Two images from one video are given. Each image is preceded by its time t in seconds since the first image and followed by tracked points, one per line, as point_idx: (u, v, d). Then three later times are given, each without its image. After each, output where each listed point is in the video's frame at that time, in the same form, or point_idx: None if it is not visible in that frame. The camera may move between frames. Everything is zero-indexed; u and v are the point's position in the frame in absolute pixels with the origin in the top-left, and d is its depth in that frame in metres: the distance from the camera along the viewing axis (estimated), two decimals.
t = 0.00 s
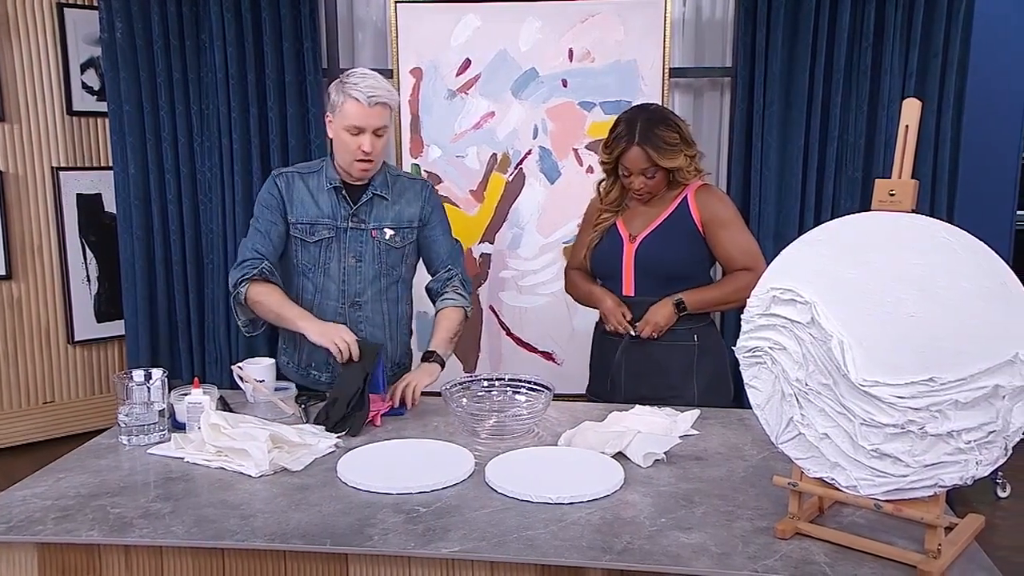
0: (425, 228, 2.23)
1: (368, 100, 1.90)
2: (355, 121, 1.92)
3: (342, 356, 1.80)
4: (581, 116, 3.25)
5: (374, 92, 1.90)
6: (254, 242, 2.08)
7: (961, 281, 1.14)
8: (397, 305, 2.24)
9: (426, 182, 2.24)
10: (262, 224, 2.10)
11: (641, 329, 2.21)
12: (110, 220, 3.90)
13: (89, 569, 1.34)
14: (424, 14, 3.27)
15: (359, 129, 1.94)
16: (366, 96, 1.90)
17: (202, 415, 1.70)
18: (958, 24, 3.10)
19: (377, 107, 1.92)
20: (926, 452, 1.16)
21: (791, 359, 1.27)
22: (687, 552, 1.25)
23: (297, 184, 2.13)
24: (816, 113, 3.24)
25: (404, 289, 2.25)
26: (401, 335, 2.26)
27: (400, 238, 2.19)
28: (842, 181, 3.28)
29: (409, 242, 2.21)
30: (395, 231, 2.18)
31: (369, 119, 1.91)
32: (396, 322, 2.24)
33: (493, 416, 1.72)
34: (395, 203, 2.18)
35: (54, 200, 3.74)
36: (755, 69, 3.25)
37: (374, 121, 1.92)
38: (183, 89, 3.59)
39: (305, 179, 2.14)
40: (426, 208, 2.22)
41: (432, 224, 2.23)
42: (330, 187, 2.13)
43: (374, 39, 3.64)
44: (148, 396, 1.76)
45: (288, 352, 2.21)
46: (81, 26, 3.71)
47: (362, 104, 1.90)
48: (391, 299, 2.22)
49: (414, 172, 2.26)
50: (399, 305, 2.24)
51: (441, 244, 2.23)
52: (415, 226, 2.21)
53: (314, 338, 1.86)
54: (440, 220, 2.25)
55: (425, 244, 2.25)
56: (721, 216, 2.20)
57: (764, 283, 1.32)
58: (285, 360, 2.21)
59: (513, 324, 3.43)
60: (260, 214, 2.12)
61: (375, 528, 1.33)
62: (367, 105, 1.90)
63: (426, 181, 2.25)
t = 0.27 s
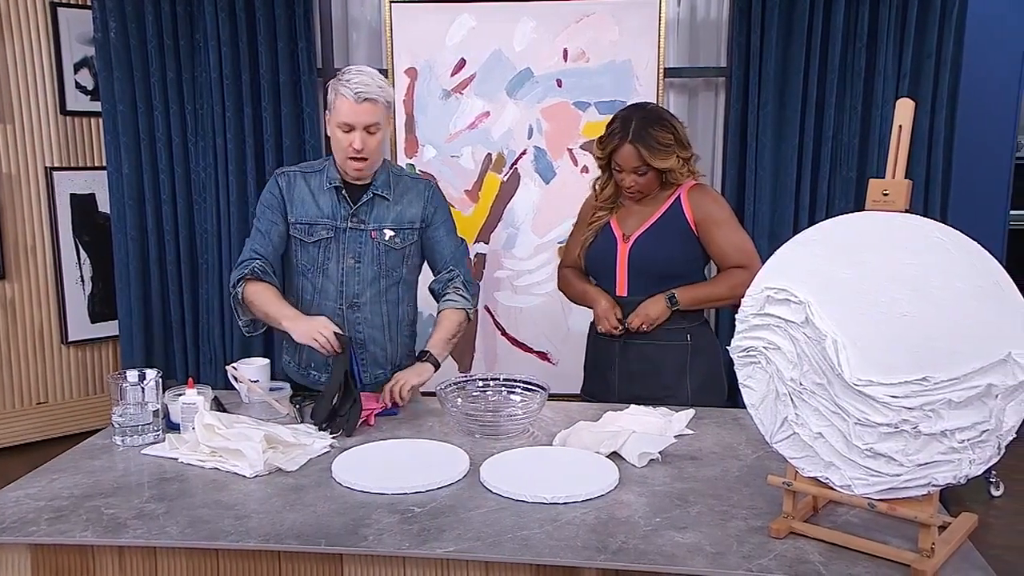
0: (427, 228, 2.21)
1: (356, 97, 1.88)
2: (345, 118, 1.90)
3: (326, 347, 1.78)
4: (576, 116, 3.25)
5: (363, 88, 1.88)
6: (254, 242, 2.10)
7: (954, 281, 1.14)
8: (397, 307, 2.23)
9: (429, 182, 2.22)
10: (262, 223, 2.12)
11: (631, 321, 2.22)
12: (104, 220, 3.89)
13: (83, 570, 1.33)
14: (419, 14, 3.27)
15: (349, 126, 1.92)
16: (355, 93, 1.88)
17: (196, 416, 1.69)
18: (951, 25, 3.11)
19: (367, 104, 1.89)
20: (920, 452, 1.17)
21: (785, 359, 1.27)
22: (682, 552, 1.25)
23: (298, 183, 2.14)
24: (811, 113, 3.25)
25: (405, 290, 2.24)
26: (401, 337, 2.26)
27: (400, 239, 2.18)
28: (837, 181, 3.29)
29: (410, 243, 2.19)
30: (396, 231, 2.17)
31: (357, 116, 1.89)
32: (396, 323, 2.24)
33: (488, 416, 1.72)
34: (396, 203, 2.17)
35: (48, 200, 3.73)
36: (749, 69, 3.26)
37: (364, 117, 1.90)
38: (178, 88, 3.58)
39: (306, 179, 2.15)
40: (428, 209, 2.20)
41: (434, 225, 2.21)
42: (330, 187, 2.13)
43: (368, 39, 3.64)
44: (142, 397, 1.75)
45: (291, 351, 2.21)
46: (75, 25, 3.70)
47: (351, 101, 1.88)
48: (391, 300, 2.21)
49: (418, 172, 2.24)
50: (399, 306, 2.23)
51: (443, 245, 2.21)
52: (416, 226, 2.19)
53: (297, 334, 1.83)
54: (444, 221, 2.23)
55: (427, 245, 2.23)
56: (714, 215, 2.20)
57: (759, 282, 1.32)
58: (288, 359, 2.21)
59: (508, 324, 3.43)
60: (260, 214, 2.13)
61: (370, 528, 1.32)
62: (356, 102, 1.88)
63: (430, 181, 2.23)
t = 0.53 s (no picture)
0: (428, 229, 2.20)
1: (354, 89, 1.88)
2: (342, 110, 1.90)
3: (325, 342, 1.78)
4: (574, 116, 3.26)
5: (361, 80, 1.88)
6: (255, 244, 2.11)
7: (951, 281, 1.14)
8: (398, 308, 2.23)
9: (430, 181, 2.21)
10: (263, 226, 2.13)
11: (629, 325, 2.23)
12: (101, 220, 3.88)
13: (81, 570, 1.33)
14: (416, 13, 3.27)
15: (347, 119, 1.92)
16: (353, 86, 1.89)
17: (194, 416, 1.69)
18: (948, 25, 3.11)
19: (365, 97, 1.89)
20: (917, 451, 1.17)
21: (782, 359, 1.27)
22: (680, 552, 1.25)
23: (298, 185, 2.14)
24: (808, 113, 3.25)
25: (406, 291, 2.23)
26: (402, 338, 2.26)
27: (400, 240, 2.17)
28: (834, 181, 3.29)
29: (410, 244, 2.19)
30: (395, 233, 2.16)
31: (355, 108, 1.89)
32: (397, 324, 2.24)
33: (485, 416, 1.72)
34: (396, 203, 2.16)
35: (46, 200, 3.72)
36: (747, 69, 3.26)
37: (362, 110, 1.90)
38: (175, 88, 3.58)
39: (307, 181, 2.15)
40: (428, 209, 2.19)
41: (434, 225, 2.19)
42: (330, 188, 2.13)
43: (366, 39, 3.64)
44: (139, 397, 1.75)
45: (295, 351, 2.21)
46: (72, 25, 3.69)
47: (348, 93, 1.89)
48: (392, 302, 2.22)
49: (420, 171, 2.23)
50: (399, 307, 2.23)
51: (444, 246, 2.19)
52: (416, 227, 2.18)
53: (298, 330, 1.84)
54: (445, 221, 2.21)
55: (429, 245, 2.22)
56: (712, 215, 2.20)
57: (756, 282, 1.32)
58: (292, 360, 2.21)
59: (506, 323, 3.43)
60: (261, 216, 2.14)
61: (368, 528, 1.32)
62: (353, 94, 1.88)
63: (432, 181, 2.21)
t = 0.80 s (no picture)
0: (426, 228, 2.19)
1: (368, 90, 1.88)
2: (352, 109, 1.90)
3: (327, 340, 1.76)
4: (574, 116, 3.26)
5: (376, 82, 1.89)
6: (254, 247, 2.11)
7: (951, 282, 1.14)
8: (398, 307, 2.24)
9: (428, 180, 2.20)
10: (261, 229, 2.13)
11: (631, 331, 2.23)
12: (101, 220, 3.88)
13: (80, 571, 1.33)
14: (417, 13, 3.27)
15: (355, 118, 1.92)
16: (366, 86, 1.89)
17: (194, 416, 1.69)
18: (948, 25, 3.11)
19: (378, 99, 1.90)
20: (917, 452, 1.17)
21: (782, 358, 1.27)
22: (680, 551, 1.25)
23: (296, 187, 2.14)
24: (808, 114, 3.25)
25: (406, 290, 2.23)
26: (403, 337, 2.27)
27: (398, 239, 2.17)
28: (834, 181, 3.29)
29: (409, 243, 2.18)
30: (393, 232, 2.16)
31: (366, 108, 1.89)
32: (398, 323, 2.25)
33: (485, 416, 1.72)
34: (394, 203, 2.15)
35: (46, 200, 3.73)
36: (747, 69, 3.26)
37: (372, 111, 1.90)
38: (175, 88, 3.58)
39: (304, 183, 2.14)
40: (426, 207, 2.18)
41: (432, 224, 2.19)
42: (327, 190, 2.12)
43: (366, 39, 3.64)
44: (139, 397, 1.75)
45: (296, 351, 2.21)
46: (72, 25, 3.69)
47: (361, 93, 1.89)
48: (392, 301, 2.22)
49: (418, 170, 2.22)
50: (400, 306, 2.24)
51: (443, 244, 2.19)
52: (414, 226, 2.18)
53: (299, 329, 1.84)
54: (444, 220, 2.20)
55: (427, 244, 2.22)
56: (712, 216, 2.21)
57: (756, 282, 1.32)
58: (294, 360, 2.21)
59: (505, 323, 3.43)
60: (260, 219, 2.14)
61: (368, 529, 1.32)
62: (367, 95, 1.89)
63: (429, 179, 2.20)
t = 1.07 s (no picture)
0: (427, 229, 2.19)
1: (370, 88, 1.89)
2: (355, 108, 1.90)
3: (329, 336, 1.77)
4: (574, 116, 3.26)
5: (378, 81, 1.89)
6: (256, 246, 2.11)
7: (951, 281, 1.14)
8: (398, 308, 2.24)
9: (430, 182, 2.20)
10: (263, 227, 2.13)
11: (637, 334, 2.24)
12: (101, 221, 3.88)
13: (80, 571, 1.33)
14: (417, 13, 3.27)
15: (358, 117, 1.92)
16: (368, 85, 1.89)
17: (194, 416, 1.69)
18: (948, 25, 3.11)
19: (380, 97, 1.90)
20: (917, 451, 1.17)
21: (782, 359, 1.27)
22: (680, 551, 1.25)
23: (298, 186, 2.14)
24: (807, 114, 3.25)
25: (406, 291, 2.23)
26: (403, 337, 2.26)
27: (399, 240, 2.17)
28: (833, 182, 3.29)
29: (410, 244, 2.18)
30: (395, 233, 2.16)
31: (369, 107, 1.89)
32: (397, 324, 2.24)
33: (485, 417, 1.72)
34: (396, 203, 2.15)
35: (47, 201, 3.73)
36: (746, 70, 3.26)
37: (375, 109, 1.90)
38: (175, 88, 3.58)
39: (307, 183, 2.15)
40: (427, 208, 2.18)
41: (434, 225, 2.19)
42: (329, 189, 2.13)
43: (366, 39, 3.64)
44: (139, 397, 1.75)
45: (296, 351, 2.21)
46: (73, 26, 3.69)
47: (364, 92, 1.89)
48: (392, 302, 2.22)
49: (420, 171, 2.22)
50: (400, 307, 2.24)
51: (444, 246, 2.18)
52: (416, 227, 2.18)
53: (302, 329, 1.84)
54: (445, 221, 2.20)
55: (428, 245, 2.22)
56: (712, 216, 2.20)
57: (756, 282, 1.32)
58: (293, 360, 2.21)
59: (505, 323, 3.43)
60: (262, 218, 2.14)
61: (368, 529, 1.32)
62: (369, 93, 1.89)
63: (431, 181, 2.21)
